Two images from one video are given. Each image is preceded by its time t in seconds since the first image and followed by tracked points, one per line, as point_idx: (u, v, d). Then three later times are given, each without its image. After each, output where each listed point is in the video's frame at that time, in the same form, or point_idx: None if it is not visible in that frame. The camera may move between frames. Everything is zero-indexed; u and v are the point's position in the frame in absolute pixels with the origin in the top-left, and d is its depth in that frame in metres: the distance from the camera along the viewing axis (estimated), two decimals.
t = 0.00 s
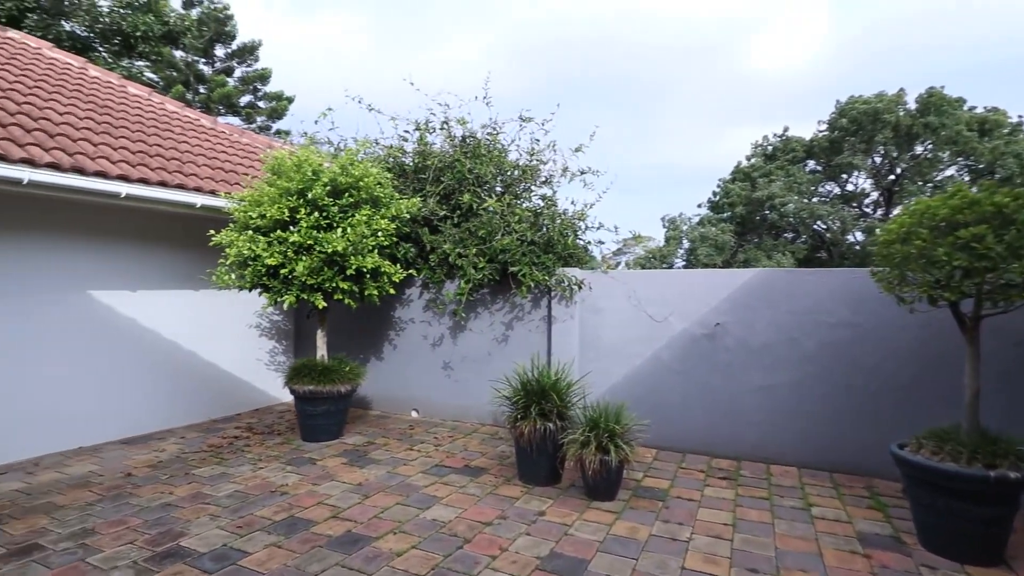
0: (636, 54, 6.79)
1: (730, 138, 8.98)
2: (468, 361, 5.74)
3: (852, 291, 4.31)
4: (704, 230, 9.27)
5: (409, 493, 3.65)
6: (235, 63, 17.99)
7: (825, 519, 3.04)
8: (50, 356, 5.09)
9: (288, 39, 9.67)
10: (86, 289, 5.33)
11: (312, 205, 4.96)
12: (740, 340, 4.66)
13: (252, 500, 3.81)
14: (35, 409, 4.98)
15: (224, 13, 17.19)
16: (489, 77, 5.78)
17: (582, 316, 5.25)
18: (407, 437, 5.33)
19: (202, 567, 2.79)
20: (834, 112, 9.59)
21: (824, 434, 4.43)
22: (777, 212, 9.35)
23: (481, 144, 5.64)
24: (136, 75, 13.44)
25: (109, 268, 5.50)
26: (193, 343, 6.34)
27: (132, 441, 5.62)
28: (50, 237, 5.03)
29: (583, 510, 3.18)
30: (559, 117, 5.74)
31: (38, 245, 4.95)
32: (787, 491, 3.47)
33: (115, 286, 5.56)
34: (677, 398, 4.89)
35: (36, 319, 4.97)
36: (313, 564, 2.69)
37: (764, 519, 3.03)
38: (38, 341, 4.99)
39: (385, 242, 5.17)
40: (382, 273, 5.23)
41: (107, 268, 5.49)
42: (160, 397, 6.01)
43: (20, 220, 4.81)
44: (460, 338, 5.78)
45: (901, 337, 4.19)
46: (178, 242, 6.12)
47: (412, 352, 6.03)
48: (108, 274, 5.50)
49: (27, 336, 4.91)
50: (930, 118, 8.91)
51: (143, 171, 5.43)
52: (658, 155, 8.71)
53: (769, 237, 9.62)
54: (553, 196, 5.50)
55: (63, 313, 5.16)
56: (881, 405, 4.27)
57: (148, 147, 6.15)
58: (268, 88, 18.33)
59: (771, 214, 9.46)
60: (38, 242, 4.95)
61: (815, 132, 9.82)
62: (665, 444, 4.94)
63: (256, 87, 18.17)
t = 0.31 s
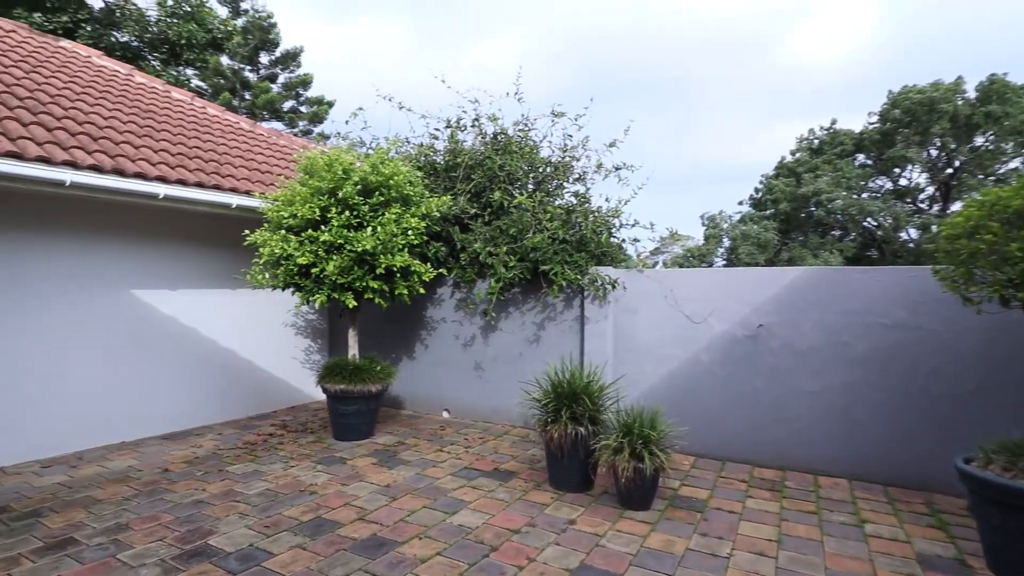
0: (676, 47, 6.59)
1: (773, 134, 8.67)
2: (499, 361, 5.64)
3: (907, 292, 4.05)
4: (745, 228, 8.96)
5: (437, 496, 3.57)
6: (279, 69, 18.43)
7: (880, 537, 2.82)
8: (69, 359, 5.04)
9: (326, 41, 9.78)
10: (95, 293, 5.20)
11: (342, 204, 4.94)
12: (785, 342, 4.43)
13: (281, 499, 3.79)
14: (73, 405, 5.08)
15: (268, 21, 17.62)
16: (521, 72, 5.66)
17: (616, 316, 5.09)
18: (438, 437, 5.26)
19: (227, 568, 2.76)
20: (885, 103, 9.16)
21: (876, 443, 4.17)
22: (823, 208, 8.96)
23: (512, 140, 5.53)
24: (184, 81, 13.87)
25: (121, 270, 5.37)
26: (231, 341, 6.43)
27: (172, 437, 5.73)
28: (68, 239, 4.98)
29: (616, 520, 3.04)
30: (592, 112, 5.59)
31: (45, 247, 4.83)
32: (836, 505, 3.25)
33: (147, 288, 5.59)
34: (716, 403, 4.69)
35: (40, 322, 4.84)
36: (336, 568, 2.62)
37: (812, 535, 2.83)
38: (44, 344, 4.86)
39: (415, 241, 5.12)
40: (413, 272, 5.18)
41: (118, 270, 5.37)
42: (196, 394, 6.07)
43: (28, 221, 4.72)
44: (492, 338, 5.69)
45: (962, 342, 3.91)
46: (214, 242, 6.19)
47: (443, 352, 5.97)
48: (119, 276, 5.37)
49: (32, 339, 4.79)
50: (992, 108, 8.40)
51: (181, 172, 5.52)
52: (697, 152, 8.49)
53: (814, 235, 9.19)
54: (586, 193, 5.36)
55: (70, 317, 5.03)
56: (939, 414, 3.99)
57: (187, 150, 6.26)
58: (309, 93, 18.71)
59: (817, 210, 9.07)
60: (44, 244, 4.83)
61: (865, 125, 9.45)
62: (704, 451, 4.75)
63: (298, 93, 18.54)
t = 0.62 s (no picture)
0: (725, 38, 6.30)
1: (830, 128, 8.23)
2: (536, 363, 5.50)
3: (983, 293, 3.70)
4: (799, 225, 8.50)
5: (469, 501, 3.45)
6: (328, 75, 18.81)
7: (954, 566, 2.55)
8: (122, 358, 5.19)
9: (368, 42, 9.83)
10: (133, 293, 5.25)
11: (377, 204, 4.89)
12: (843, 347, 4.13)
13: (314, 500, 3.75)
14: (118, 403, 5.18)
15: (318, 29, 18.05)
16: (558, 66, 5.50)
17: (658, 317, 4.88)
18: (474, 439, 5.16)
19: (253, 570, 2.72)
20: (954, 90, 8.58)
21: (945, 459, 3.83)
22: (885, 203, 8.46)
23: (549, 135, 5.38)
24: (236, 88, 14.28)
25: (158, 272, 5.41)
26: (275, 340, 6.50)
27: (217, 432, 5.83)
28: (121, 241, 5.14)
29: (656, 535, 2.86)
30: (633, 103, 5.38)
31: (85, 248, 4.90)
32: (902, 526, 2.97)
33: (195, 288, 5.71)
34: (766, 410, 4.42)
35: (96, 322, 5.00)
36: None
37: (876, 561, 2.58)
38: (86, 343, 4.93)
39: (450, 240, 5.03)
40: (448, 272, 5.09)
41: (162, 271, 5.46)
42: (236, 394, 6.13)
43: (69, 223, 4.81)
44: (528, 340, 5.56)
45: None
46: (256, 242, 6.25)
47: (480, 352, 5.87)
48: (163, 277, 5.46)
49: (73, 337, 4.84)
50: None
51: (222, 174, 5.59)
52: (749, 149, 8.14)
53: (875, 232, 8.65)
54: (627, 189, 5.18)
55: (111, 317, 5.08)
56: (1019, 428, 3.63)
57: (230, 152, 6.37)
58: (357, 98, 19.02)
59: (878, 205, 8.57)
60: (87, 245, 4.91)
61: (931, 114, 8.88)
62: (752, 461, 4.49)
63: (345, 98, 18.87)
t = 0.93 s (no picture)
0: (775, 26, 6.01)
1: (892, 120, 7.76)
2: (574, 365, 5.35)
3: None
4: (857, 222, 8.12)
5: (501, 507, 3.33)
6: (375, 80, 19.10)
7: None
8: (171, 355, 5.32)
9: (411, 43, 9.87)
10: (181, 293, 5.37)
11: (411, 202, 4.83)
12: (908, 352, 3.82)
13: (346, 500, 3.71)
14: (162, 401, 5.28)
15: (365, 35, 18.40)
16: (597, 58, 5.31)
17: (703, 319, 4.65)
18: (510, 442, 5.05)
19: (281, 571, 2.68)
20: None
21: None
22: (954, 197, 7.93)
23: (587, 130, 5.23)
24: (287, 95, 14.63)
25: (201, 272, 5.51)
26: (315, 339, 6.55)
27: (261, 428, 5.92)
28: (170, 241, 5.28)
29: (699, 552, 2.68)
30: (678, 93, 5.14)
31: (136, 249, 5.04)
32: (977, 552, 2.69)
33: (239, 287, 5.82)
34: (821, 419, 4.14)
35: (146, 320, 5.14)
36: None
37: None
38: (137, 340, 5.08)
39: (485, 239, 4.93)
40: (483, 271, 5.00)
41: (209, 271, 5.58)
42: (278, 393, 6.20)
43: (120, 225, 4.96)
44: (566, 341, 5.41)
45: None
46: (297, 242, 6.32)
47: (518, 353, 5.76)
48: (210, 276, 5.58)
49: (124, 334, 4.99)
50: None
51: (264, 176, 5.66)
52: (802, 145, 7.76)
53: (943, 228, 8.09)
54: (670, 184, 4.99)
55: (160, 315, 5.22)
56: None
57: (273, 155, 6.47)
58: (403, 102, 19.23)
59: (947, 199, 8.05)
60: (138, 246, 5.07)
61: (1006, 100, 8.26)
62: (805, 474, 4.22)
63: (392, 102, 19.11)
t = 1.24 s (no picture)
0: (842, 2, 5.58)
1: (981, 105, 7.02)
2: (621, 368, 5.13)
3: None
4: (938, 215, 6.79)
5: (540, 516, 3.18)
6: (429, 84, 19.22)
7: None
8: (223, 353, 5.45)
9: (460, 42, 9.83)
10: (235, 292, 5.50)
11: (452, 200, 4.74)
12: (995, 361, 3.43)
13: (382, 502, 3.65)
14: (217, 398, 5.42)
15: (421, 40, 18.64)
16: (645, 46, 5.07)
17: (759, 322, 4.35)
18: (552, 447, 4.87)
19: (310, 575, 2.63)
20: None
21: None
22: None
23: (634, 122, 5.01)
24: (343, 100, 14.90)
25: (253, 272, 5.62)
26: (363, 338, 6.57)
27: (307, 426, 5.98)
28: (223, 241, 5.41)
29: None
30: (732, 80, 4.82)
31: (193, 252, 5.22)
32: None
33: (289, 287, 5.90)
34: (894, 434, 3.78)
35: (200, 319, 5.28)
36: None
37: None
38: (192, 338, 5.24)
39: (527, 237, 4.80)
40: (525, 270, 4.86)
41: (260, 272, 5.69)
42: (327, 392, 6.26)
43: (177, 228, 5.13)
44: (613, 344, 5.20)
45: None
46: (345, 243, 6.35)
47: (563, 355, 5.58)
48: (261, 277, 5.69)
49: (181, 331, 5.17)
50: None
51: (310, 177, 5.71)
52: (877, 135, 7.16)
53: None
54: (725, 177, 4.71)
55: (214, 313, 5.36)
56: None
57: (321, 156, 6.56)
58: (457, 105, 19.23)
59: None
60: (194, 248, 5.23)
61: None
62: (877, 493, 3.87)
63: (445, 105, 19.15)
